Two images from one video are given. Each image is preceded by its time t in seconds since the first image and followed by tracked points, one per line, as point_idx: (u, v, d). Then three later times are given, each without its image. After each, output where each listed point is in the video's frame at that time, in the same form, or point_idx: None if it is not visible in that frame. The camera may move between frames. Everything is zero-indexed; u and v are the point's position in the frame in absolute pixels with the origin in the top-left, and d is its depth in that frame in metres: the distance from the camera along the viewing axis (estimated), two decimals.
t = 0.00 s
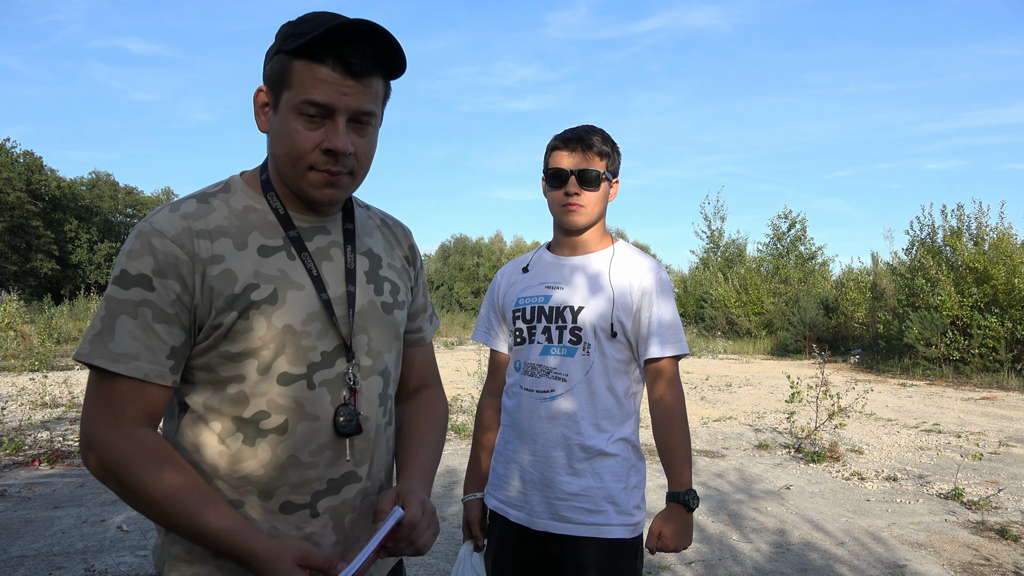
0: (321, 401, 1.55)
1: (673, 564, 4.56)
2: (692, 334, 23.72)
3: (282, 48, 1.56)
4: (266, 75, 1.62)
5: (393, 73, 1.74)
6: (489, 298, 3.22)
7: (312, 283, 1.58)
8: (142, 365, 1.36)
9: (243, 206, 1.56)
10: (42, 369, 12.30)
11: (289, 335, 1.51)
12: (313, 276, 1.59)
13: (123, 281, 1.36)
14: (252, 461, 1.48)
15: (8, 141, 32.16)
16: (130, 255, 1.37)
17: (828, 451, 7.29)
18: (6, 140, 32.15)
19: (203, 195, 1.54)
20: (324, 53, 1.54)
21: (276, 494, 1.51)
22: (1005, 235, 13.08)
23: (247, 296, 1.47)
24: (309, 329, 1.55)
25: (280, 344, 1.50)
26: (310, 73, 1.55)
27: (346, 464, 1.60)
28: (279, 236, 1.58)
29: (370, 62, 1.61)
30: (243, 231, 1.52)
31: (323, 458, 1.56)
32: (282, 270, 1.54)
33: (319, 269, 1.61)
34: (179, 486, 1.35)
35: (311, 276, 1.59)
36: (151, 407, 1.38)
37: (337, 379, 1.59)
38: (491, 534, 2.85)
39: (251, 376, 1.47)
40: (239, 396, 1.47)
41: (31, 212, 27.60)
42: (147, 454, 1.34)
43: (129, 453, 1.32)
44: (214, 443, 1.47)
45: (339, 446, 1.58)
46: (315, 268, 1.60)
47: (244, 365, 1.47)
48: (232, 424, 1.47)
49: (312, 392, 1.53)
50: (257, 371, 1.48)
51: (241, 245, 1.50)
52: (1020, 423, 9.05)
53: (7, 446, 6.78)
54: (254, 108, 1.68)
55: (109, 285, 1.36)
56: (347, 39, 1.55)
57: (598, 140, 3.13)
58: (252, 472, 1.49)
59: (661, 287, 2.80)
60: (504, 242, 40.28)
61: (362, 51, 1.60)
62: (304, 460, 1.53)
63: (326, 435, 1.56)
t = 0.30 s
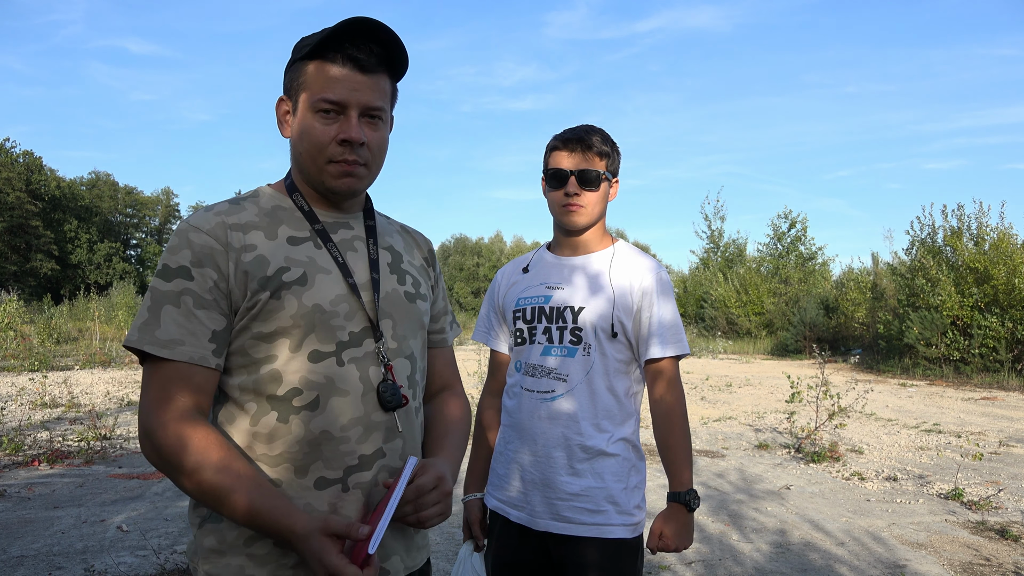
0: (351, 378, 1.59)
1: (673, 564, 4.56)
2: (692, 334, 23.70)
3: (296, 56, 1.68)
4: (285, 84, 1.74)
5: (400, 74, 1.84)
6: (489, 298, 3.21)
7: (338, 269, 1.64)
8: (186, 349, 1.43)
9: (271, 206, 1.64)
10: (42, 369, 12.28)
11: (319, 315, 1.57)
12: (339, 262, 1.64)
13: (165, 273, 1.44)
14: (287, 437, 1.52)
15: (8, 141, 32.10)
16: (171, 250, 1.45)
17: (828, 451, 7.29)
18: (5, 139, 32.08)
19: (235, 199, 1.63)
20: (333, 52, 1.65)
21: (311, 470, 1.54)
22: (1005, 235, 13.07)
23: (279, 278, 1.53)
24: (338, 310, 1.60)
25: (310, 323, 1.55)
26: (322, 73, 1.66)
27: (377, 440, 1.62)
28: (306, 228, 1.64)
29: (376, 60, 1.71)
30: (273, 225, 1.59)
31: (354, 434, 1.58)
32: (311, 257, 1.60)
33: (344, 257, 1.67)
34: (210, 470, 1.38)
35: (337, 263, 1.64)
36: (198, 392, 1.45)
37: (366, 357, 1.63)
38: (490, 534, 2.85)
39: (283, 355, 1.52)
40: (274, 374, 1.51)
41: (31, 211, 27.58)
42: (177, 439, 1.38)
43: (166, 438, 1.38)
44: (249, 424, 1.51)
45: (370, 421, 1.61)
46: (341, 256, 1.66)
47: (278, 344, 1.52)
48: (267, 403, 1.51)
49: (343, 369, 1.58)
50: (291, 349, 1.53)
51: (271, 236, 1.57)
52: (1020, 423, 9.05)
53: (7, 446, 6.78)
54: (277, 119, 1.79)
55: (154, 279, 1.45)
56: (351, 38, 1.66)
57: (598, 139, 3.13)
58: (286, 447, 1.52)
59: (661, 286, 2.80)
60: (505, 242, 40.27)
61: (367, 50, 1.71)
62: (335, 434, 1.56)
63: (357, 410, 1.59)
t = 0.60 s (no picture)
0: (354, 380, 1.60)
1: (673, 564, 4.56)
2: (692, 335, 23.69)
3: (319, 59, 1.71)
4: (309, 86, 1.77)
5: (422, 83, 1.85)
6: (489, 298, 3.21)
7: (348, 271, 1.66)
8: (197, 344, 1.44)
9: (286, 204, 1.66)
10: (42, 369, 12.28)
11: (325, 315, 1.58)
12: (349, 265, 1.66)
13: (179, 270, 1.46)
14: (288, 434, 1.54)
15: (8, 141, 32.02)
16: (184, 247, 1.47)
17: (828, 451, 7.29)
18: (5, 140, 32.01)
19: (252, 196, 1.66)
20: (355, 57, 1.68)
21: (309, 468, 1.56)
22: (1005, 235, 13.07)
23: (287, 278, 1.56)
24: (345, 312, 1.61)
25: (316, 324, 1.57)
26: (343, 77, 1.69)
27: (377, 442, 1.63)
28: (319, 230, 1.66)
29: (398, 67, 1.73)
30: (285, 225, 1.61)
31: (354, 435, 1.60)
32: (321, 258, 1.62)
33: (354, 259, 1.69)
34: (210, 470, 1.37)
35: (347, 265, 1.66)
36: (202, 385, 1.46)
37: (371, 360, 1.64)
38: (490, 533, 2.85)
39: (288, 354, 1.55)
40: (280, 373, 1.54)
41: (31, 211, 27.58)
42: (177, 439, 1.38)
43: (170, 436, 1.38)
44: (252, 418, 1.53)
45: (371, 423, 1.62)
46: (350, 259, 1.67)
47: (284, 343, 1.55)
48: (271, 400, 1.53)
49: (347, 370, 1.59)
50: (296, 349, 1.55)
51: (283, 235, 1.59)
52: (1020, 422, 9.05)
53: (7, 446, 6.77)
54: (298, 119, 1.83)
55: (166, 274, 1.47)
56: (375, 45, 1.68)
57: (598, 139, 3.12)
58: (287, 443, 1.54)
59: (661, 286, 2.80)
60: (505, 242, 40.26)
61: (391, 57, 1.73)
62: (336, 435, 1.58)
63: (359, 412, 1.61)
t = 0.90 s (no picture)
0: (345, 381, 1.60)
1: (673, 564, 4.55)
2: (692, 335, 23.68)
3: (327, 47, 1.71)
4: (312, 73, 1.77)
5: (431, 75, 1.88)
6: (489, 298, 3.21)
7: (341, 270, 1.66)
8: (169, 340, 1.46)
9: (278, 200, 1.67)
10: (42, 369, 12.28)
11: (316, 314, 1.58)
12: (342, 264, 1.67)
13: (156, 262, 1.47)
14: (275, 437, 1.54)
15: (7, 141, 31.99)
16: (167, 239, 1.48)
17: (828, 451, 7.29)
18: (5, 140, 31.98)
19: (243, 188, 1.68)
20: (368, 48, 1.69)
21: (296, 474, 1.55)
22: (1005, 235, 13.07)
23: (277, 275, 1.56)
24: (336, 311, 1.62)
25: (307, 323, 1.57)
26: (354, 68, 1.70)
27: (368, 447, 1.63)
28: (312, 226, 1.68)
29: (408, 61, 1.75)
30: (275, 221, 1.62)
31: (345, 439, 1.59)
32: (312, 256, 1.63)
33: (348, 258, 1.70)
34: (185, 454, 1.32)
35: (340, 264, 1.67)
36: (171, 372, 1.47)
37: (363, 362, 1.64)
38: (490, 533, 2.84)
39: (277, 352, 1.54)
40: (266, 372, 1.54)
41: (31, 211, 27.58)
42: (156, 430, 1.36)
43: (147, 428, 1.37)
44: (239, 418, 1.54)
45: (362, 427, 1.62)
46: (344, 258, 1.68)
47: (271, 341, 1.55)
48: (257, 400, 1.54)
49: (337, 371, 1.59)
50: (284, 347, 1.55)
51: (273, 230, 1.60)
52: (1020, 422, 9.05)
53: (7, 446, 6.77)
54: (297, 107, 1.82)
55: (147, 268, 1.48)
56: (389, 38, 1.70)
57: (597, 140, 3.13)
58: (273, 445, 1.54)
59: (662, 285, 2.79)
60: (505, 242, 40.26)
61: (401, 50, 1.75)
62: (325, 439, 1.57)
63: (349, 416, 1.60)
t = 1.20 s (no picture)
0: (325, 388, 1.54)
1: (673, 564, 4.55)
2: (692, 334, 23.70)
3: (299, 38, 1.61)
4: (285, 66, 1.66)
5: (410, 62, 1.79)
6: (489, 298, 3.21)
7: (323, 270, 1.59)
8: (171, 342, 1.35)
9: (258, 193, 1.58)
10: (42, 369, 12.29)
11: (299, 317, 1.51)
12: (324, 263, 1.59)
13: (145, 258, 1.36)
14: (249, 446, 1.46)
15: (8, 141, 31.99)
16: (150, 233, 1.38)
17: (828, 451, 7.29)
18: (5, 140, 32.00)
19: (219, 180, 1.57)
20: (344, 37, 1.59)
21: (271, 485, 1.47)
22: (1005, 235, 13.08)
23: (259, 275, 1.47)
24: (319, 314, 1.54)
25: (288, 326, 1.49)
26: (330, 59, 1.60)
27: (345, 458, 1.57)
28: (293, 222, 1.59)
29: (388, 47, 1.66)
30: (257, 216, 1.53)
31: (321, 450, 1.53)
32: (295, 254, 1.54)
33: (330, 257, 1.62)
34: (172, 455, 1.28)
35: (323, 263, 1.59)
36: (174, 386, 1.35)
37: (343, 368, 1.58)
38: (489, 533, 2.84)
39: (255, 357, 1.46)
40: (241, 377, 1.45)
41: (31, 212, 27.61)
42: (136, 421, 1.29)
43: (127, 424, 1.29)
44: (209, 427, 1.44)
45: (340, 436, 1.56)
46: (327, 256, 1.61)
47: (251, 346, 1.46)
48: (232, 407, 1.45)
49: (318, 378, 1.52)
50: (263, 352, 1.47)
51: (255, 226, 1.51)
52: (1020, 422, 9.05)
53: (7, 446, 6.78)
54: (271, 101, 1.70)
55: (131, 264, 1.36)
56: (366, 25, 1.61)
57: (599, 141, 3.13)
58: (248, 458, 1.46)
59: (664, 286, 2.81)
60: (505, 242, 40.28)
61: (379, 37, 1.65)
62: (301, 449, 1.50)
63: (327, 425, 1.53)
